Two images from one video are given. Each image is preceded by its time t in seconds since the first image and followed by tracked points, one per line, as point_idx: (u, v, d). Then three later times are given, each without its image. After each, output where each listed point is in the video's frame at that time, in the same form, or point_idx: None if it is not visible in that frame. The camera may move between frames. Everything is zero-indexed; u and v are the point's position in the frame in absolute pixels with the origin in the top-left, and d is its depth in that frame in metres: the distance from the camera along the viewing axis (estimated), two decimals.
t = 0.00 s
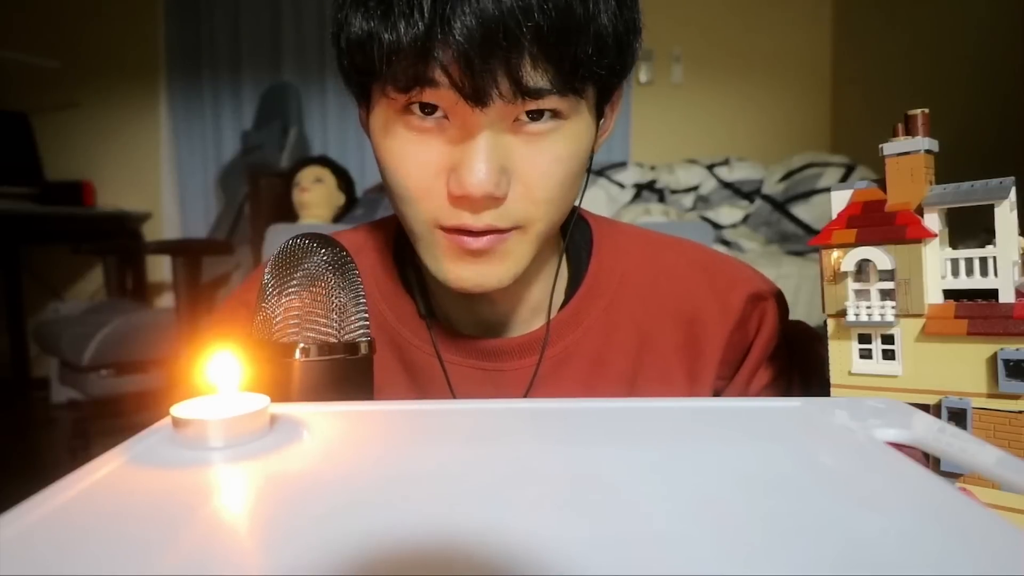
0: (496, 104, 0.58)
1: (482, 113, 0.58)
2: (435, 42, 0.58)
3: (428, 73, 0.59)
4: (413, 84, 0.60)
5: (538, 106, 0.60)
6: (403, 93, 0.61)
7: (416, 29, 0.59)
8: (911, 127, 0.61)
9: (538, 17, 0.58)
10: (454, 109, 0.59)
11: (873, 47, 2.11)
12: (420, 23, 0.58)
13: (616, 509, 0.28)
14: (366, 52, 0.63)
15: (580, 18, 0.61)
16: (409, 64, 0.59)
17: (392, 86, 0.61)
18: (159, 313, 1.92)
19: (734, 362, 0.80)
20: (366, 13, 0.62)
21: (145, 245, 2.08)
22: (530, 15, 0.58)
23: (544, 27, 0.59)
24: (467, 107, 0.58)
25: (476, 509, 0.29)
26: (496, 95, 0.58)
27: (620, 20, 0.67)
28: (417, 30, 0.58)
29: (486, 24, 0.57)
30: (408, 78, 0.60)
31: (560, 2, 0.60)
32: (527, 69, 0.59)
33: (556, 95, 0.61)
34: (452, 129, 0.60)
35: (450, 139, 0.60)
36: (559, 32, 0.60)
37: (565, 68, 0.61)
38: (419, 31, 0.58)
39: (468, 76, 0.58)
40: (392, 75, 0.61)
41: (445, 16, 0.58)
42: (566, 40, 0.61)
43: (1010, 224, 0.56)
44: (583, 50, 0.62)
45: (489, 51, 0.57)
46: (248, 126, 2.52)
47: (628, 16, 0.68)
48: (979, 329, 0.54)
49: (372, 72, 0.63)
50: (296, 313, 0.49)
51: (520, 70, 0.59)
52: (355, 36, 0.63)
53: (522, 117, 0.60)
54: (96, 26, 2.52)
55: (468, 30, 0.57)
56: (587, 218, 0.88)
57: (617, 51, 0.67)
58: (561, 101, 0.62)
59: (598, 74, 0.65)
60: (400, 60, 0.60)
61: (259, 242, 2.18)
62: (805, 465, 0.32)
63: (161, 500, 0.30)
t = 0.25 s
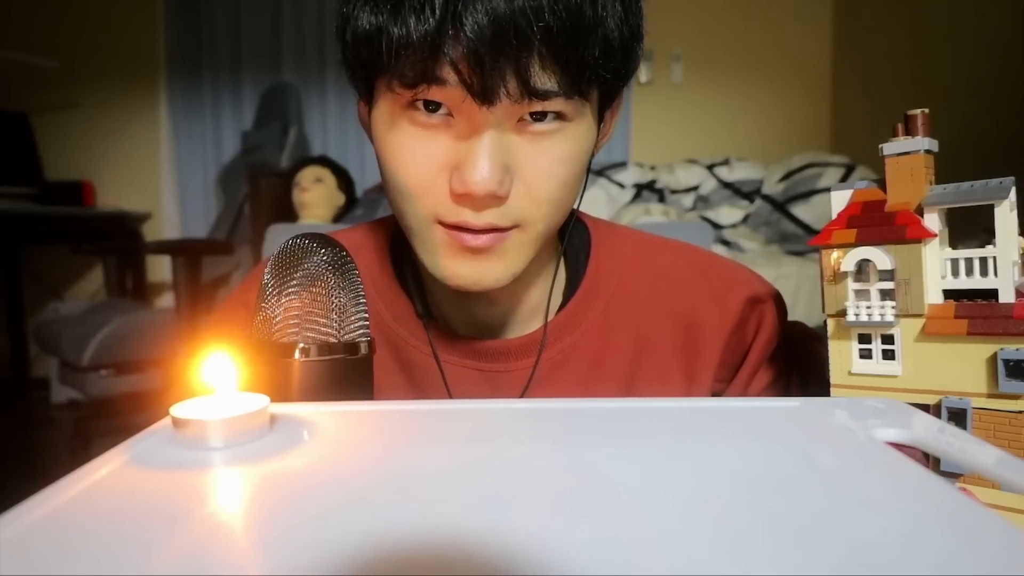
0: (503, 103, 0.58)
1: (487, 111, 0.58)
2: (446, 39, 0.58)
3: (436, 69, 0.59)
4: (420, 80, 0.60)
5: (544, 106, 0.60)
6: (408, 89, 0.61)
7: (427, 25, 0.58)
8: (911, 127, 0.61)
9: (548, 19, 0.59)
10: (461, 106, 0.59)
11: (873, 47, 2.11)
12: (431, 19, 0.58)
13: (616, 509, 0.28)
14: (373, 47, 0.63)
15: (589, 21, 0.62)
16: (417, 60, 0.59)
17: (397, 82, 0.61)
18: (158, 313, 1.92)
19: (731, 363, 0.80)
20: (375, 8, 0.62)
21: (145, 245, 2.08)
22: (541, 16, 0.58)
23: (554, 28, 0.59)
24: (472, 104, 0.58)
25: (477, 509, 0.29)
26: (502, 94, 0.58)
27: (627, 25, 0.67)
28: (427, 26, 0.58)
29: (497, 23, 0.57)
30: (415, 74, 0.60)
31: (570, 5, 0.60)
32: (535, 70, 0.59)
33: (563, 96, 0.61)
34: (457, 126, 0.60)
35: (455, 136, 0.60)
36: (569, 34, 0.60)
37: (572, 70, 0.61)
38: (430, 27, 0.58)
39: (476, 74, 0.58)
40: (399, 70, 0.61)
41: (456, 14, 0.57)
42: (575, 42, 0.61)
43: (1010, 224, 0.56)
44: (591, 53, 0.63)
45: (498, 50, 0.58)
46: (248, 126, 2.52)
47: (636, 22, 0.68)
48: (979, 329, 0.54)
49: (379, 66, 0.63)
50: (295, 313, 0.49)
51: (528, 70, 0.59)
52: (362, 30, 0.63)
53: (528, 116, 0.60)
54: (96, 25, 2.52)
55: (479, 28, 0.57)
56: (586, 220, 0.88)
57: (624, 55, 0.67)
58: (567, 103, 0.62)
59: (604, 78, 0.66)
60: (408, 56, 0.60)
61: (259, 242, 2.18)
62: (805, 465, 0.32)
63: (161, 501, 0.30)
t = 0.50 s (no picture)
0: (498, 98, 0.58)
1: (483, 107, 0.58)
2: (440, 35, 0.58)
3: (430, 65, 0.59)
4: (415, 78, 0.60)
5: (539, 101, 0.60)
6: (404, 86, 0.61)
7: (421, 21, 0.58)
8: (911, 127, 0.61)
9: (541, 12, 0.59)
10: (456, 102, 0.59)
11: (873, 47, 2.11)
12: (425, 16, 0.58)
13: (616, 510, 0.28)
14: (369, 46, 0.63)
15: (583, 15, 0.61)
16: (411, 57, 0.59)
17: (393, 79, 0.61)
18: (159, 313, 1.92)
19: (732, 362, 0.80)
20: (370, 7, 0.62)
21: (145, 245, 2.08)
22: (534, 10, 0.58)
23: (548, 22, 0.59)
24: (468, 100, 0.58)
25: (475, 508, 0.29)
26: (497, 88, 0.58)
27: (622, 20, 0.67)
28: (421, 22, 0.58)
29: (490, 17, 0.57)
30: (410, 71, 0.60)
31: None
32: (529, 64, 0.59)
33: (558, 90, 0.61)
34: (453, 122, 0.60)
35: (451, 133, 0.60)
36: (562, 28, 0.60)
37: (567, 64, 0.61)
38: (423, 23, 0.58)
39: (470, 69, 0.58)
40: (394, 67, 0.61)
41: (449, 10, 0.58)
42: (569, 36, 0.61)
43: (1010, 224, 0.56)
44: (585, 47, 0.62)
45: (492, 45, 0.58)
46: (248, 126, 2.53)
47: (631, 17, 0.68)
48: (980, 329, 0.54)
49: (374, 65, 0.63)
50: (295, 313, 0.49)
51: (522, 65, 0.59)
52: (357, 30, 0.63)
53: (524, 111, 0.60)
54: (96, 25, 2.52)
55: (473, 23, 0.57)
56: (587, 221, 0.88)
57: (619, 50, 0.67)
58: (562, 98, 0.62)
59: (600, 72, 0.66)
60: (402, 54, 0.60)
61: (259, 242, 2.18)
62: (805, 465, 0.32)
63: (161, 501, 0.30)
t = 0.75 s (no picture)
0: (499, 104, 0.58)
1: (483, 113, 0.58)
2: (440, 41, 0.58)
3: (431, 71, 0.59)
4: (416, 83, 0.60)
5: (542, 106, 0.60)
6: (405, 92, 0.61)
7: (421, 27, 0.58)
8: (911, 127, 0.61)
9: (542, 18, 0.58)
10: (457, 108, 0.58)
11: (873, 47, 2.11)
12: (425, 22, 0.58)
13: (616, 509, 0.28)
14: (369, 50, 0.63)
15: (584, 20, 0.61)
16: (412, 63, 0.59)
17: (394, 85, 0.61)
18: (159, 313, 1.92)
19: (730, 359, 0.80)
20: (370, 11, 0.62)
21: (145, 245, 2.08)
22: (535, 16, 0.58)
23: (549, 28, 0.59)
24: (469, 106, 0.58)
25: (475, 509, 0.29)
26: (498, 95, 0.58)
27: (623, 22, 0.67)
28: (421, 29, 0.58)
29: (491, 24, 0.57)
30: (411, 76, 0.60)
31: (564, 4, 0.60)
32: (531, 71, 0.59)
33: (560, 96, 0.61)
34: (453, 128, 0.60)
35: (451, 138, 0.60)
36: (564, 34, 0.60)
37: (569, 69, 0.61)
38: (424, 29, 0.58)
39: (471, 76, 0.57)
40: (395, 73, 0.61)
41: (449, 16, 0.57)
42: (571, 42, 0.61)
43: (1010, 224, 0.56)
44: (587, 52, 0.62)
45: (493, 52, 0.57)
46: (248, 126, 2.53)
47: (632, 18, 0.68)
48: (980, 329, 0.54)
49: (375, 69, 0.63)
50: (296, 313, 0.49)
51: (523, 71, 0.59)
52: (358, 33, 0.63)
53: (525, 116, 0.60)
54: (96, 25, 2.52)
55: (473, 30, 0.57)
56: (586, 218, 0.88)
57: (621, 53, 0.67)
58: (563, 102, 0.62)
59: (602, 76, 0.66)
60: (403, 59, 0.60)
61: (259, 242, 2.18)
62: (805, 465, 0.32)
63: (161, 501, 0.30)
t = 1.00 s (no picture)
0: (502, 108, 0.58)
1: (486, 118, 0.58)
2: (442, 46, 0.58)
3: (434, 76, 0.59)
4: (419, 87, 0.59)
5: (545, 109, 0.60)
6: (407, 95, 0.60)
7: (423, 32, 0.58)
8: (911, 127, 0.61)
9: (545, 22, 0.58)
10: (460, 112, 0.58)
11: (873, 47, 2.11)
12: (427, 26, 0.58)
13: (616, 510, 0.28)
14: (371, 53, 0.62)
15: (586, 21, 0.61)
16: (414, 67, 0.59)
17: (396, 88, 0.61)
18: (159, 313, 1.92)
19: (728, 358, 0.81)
20: (371, 14, 0.62)
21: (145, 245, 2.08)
22: (537, 19, 0.58)
23: (551, 30, 0.59)
24: (472, 110, 0.58)
25: (475, 509, 0.29)
26: (501, 99, 0.58)
27: (624, 22, 0.66)
28: (424, 33, 0.58)
29: (494, 28, 0.57)
30: (413, 81, 0.59)
31: (566, 6, 0.60)
32: (533, 74, 0.59)
33: (563, 99, 0.61)
34: (456, 131, 0.60)
35: (453, 142, 0.60)
36: (566, 36, 0.60)
37: (571, 71, 0.61)
38: (426, 34, 0.58)
39: (474, 80, 0.57)
40: (396, 77, 0.60)
41: (452, 20, 0.57)
42: (573, 44, 0.61)
43: (1010, 225, 0.56)
44: (589, 53, 0.62)
45: (495, 56, 0.57)
46: (248, 126, 2.53)
47: (633, 17, 0.68)
48: (980, 329, 0.54)
49: (377, 73, 0.62)
50: (295, 314, 0.49)
51: (526, 75, 0.59)
52: (359, 36, 0.63)
53: (528, 120, 0.60)
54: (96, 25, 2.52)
55: (475, 34, 0.57)
56: (585, 217, 0.88)
57: (621, 52, 0.67)
58: (566, 105, 0.62)
59: (603, 77, 0.66)
60: (405, 63, 0.60)
61: (259, 242, 2.18)
62: (805, 465, 0.32)
63: (160, 501, 0.30)
